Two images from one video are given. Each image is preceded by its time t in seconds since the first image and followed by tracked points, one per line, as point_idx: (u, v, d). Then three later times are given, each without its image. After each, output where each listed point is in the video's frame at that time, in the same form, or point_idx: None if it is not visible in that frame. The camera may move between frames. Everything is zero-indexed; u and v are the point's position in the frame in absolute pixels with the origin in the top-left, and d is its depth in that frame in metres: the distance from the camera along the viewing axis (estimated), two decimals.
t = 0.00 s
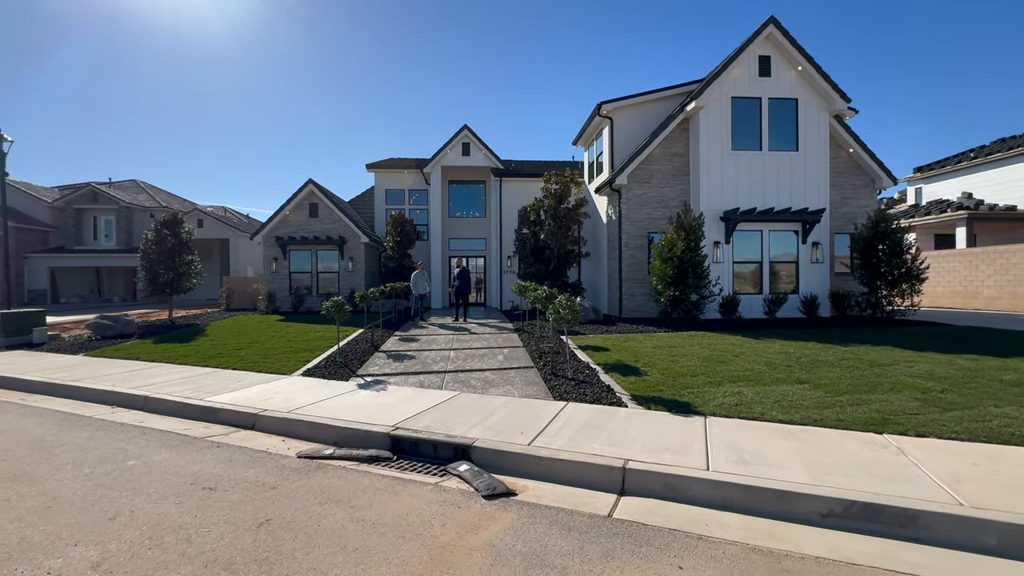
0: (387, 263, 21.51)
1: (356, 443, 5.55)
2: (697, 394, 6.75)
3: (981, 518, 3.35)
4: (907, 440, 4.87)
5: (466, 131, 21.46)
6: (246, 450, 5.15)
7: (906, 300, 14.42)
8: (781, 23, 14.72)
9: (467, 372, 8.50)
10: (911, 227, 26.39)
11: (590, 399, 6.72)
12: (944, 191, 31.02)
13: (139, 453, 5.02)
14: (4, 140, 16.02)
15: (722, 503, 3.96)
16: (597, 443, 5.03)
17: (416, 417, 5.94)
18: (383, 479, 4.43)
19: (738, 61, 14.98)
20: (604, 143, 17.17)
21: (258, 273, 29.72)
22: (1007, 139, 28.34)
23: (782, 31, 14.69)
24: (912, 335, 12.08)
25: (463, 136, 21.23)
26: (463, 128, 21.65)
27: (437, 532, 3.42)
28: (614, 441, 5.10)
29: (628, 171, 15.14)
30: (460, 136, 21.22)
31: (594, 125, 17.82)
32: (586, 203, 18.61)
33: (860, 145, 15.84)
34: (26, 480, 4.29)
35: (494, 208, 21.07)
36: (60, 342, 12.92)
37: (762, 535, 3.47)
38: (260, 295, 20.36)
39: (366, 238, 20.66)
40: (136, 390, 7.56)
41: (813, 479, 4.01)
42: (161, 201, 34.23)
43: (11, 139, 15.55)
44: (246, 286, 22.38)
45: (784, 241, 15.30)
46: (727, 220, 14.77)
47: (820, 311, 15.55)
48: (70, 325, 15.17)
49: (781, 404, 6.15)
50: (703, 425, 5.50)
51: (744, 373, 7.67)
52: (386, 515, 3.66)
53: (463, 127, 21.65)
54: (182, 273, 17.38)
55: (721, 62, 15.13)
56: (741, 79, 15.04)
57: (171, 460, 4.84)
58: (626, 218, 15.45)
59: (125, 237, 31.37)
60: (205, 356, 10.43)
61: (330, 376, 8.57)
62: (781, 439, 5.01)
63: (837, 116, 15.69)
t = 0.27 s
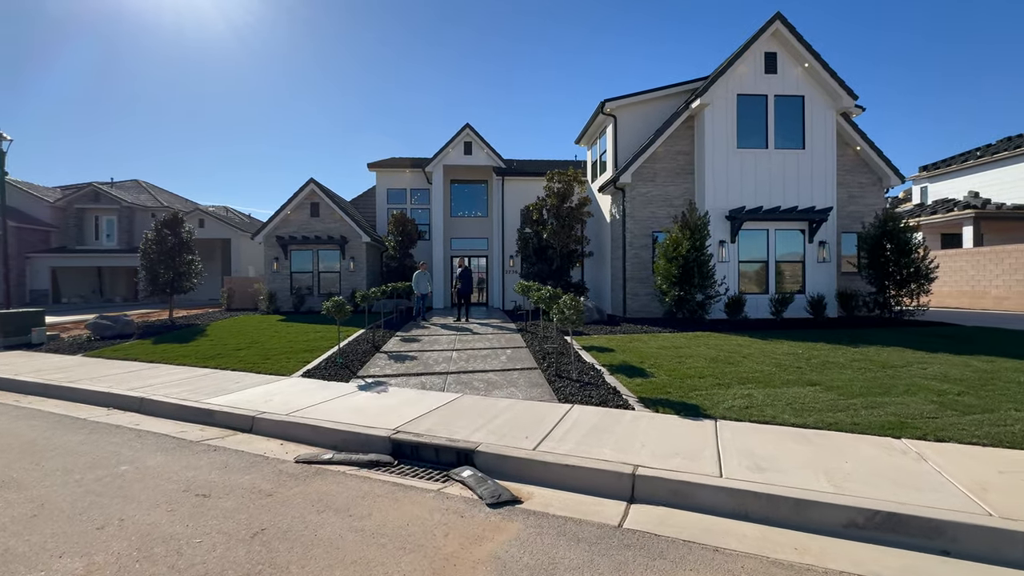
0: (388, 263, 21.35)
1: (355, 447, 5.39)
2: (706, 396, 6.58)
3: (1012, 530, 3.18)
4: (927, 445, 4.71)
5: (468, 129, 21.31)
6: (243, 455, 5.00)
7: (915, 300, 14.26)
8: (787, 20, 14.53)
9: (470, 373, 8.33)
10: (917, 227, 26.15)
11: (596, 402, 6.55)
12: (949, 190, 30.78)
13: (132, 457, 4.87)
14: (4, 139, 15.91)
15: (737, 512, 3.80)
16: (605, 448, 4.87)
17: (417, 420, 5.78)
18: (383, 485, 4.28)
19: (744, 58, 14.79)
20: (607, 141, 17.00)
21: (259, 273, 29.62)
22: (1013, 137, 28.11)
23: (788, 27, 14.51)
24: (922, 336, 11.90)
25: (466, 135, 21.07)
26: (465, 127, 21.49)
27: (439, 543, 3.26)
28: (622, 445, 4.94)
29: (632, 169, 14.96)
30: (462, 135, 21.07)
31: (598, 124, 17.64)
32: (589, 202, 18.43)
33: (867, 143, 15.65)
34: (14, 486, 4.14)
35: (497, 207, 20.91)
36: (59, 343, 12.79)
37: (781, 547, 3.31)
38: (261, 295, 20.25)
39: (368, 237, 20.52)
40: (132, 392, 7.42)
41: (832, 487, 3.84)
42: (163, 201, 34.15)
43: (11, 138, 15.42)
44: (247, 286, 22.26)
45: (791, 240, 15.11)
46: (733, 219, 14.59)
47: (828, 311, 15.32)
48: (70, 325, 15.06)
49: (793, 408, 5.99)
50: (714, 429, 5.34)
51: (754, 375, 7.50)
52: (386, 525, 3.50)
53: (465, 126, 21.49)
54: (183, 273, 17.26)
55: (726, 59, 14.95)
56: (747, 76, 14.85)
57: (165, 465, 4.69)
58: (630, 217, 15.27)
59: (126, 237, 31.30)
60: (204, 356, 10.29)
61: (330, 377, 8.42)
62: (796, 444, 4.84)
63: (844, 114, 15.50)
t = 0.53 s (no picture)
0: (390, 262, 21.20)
1: (355, 452, 5.24)
2: (715, 399, 6.41)
3: None
4: (947, 451, 4.54)
5: (470, 128, 21.16)
6: (239, 460, 4.84)
7: (923, 300, 14.07)
8: (793, 16, 14.35)
9: (472, 375, 8.16)
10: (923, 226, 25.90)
11: (601, 404, 6.39)
12: (954, 189, 30.53)
13: (124, 462, 4.72)
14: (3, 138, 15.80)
15: (753, 522, 3.63)
16: (613, 453, 4.70)
17: (419, 423, 5.62)
18: (383, 492, 4.12)
19: (749, 55, 14.61)
20: (610, 140, 16.82)
21: (261, 273, 29.51)
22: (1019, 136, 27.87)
23: (794, 23, 14.31)
24: (931, 336, 11.72)
25: (467, 134, 20.91)
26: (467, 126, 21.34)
27: (441, 556, 3.10)
28: (630, 451, 4.78)
29: (636, 168, 14.78)
30: (463, 134, 20.91)
31: (601, 122, 17.48)
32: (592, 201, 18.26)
33: (874, 141, 15.45)
34: None
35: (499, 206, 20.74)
36: (57, 343, 12.66)
37: (801, 560, 3.14)
38: (261, 295, 20.12)
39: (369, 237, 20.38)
40: (128, 394, 7.27)
41: (852, 496, 3.68)
42: (164, 201, 34.04)
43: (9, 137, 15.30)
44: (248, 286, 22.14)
45: (797, 240, 14.92)
46: (738, 218, 14.41)
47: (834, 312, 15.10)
48: (69, 326, 14.95)
49: (805, 411, 5.81)
50: (724, 433, 5.17)
51: (763, 377, 7.32)
52: (386, 535, 3.35)
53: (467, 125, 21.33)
54: (183, 273, 17.13)
55: (732, 56, 14.77)
56: (752, 73, 14.67)
57: (158, 470, 4.54)
58: (634, 216, 15.09)
59: (128, 237, 31.22)
60: (203, 357, 10.14)
61: (330, 379, 8.26)
62: (810, 449, 4.68)
63: (851, 111, 15.30)
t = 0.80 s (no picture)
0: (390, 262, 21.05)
1: (354, 456, 5.08)
2: (724, 402, 6.24)
3: None
4: (969, 457, 4.38)
5: (471, 127, 21.01)
6: (234, 466, 4.68)
7: (930, 300, 13.90)
8: (798, 12, 14.17)
9: (474, 377, 7.99)
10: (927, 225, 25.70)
11: (607, 408, 6.22)
12: (958, 188, 30.33)
13: (115, 468, 4.56)
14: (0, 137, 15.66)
15: (770, 533, 3.48)
16: (620, 459, 4.54)
17: (420, 427, 5.47)
18: (383, 500, 3.96)
19: (754, 52, 14.44)
20: (613, 138, 16.66)
21: (261, 273, 29.36)
22: None
23: (799, 19, 14.13)
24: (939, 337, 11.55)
25: (468, 133, 20.76)
26: (468, 124, 21.17)
27: (443, 571, 2.93)
28: (638, 456, 4.62)
29: (639, 166, 14.62)
30: (465, 133, 20.77)
31: (603, 120, 17.32)
32: (595, 200, 18.10)
33: (880, 139, 15.29)
34: None
35: (500, 205, 20.58)
36: (54, 343, 12.52)
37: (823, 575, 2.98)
38: (261, 295, 19.98)
39: (369, 236, 20.23)
40: (123, 396, 7.11)
41: (873, 506, 3.53)
42: (165, 200, 33.91)
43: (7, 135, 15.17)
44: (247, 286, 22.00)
45: (802, 239, 14.74)
46: (742, 217, 14.24)
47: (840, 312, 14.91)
48: (67, 326, 14.81)
49: (818, 414, 5.65)
50: (736, 438, 5.01)
51: (772, 379, 7.15)
52: (386, 548, 3.18)
53: (468, 124, 21.17)
54: (182, 273, 16.98)
55: (736, 53, 14.60)
56: (757, 70, 14.51)
57: (149, 476, 4.38)
58: (637, 215, 14.92)
59: (128, 237, 31.09)
60: (200, 358, 9.99)
61: (329, 381, 8.10)
62: (826, 455, 4.52)
63: (856, 109, 15.13)
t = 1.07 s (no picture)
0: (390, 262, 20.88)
1: (353, 462, 4.91)
2: (734, 404, 6.08)
3: None
4: (992, 464, 4.22)
5: (471, 126, 20.85)
6: (229, 472, 4.52)
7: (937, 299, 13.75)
8: (803, 9, 14.01)
9: (476, 378, 7.82)
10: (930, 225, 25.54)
11: (613, 411, 6.05)
12: (961, 188, 30.19)
13: (105, 474, 4.39)
14: None
15: (790, 544, 3.32)
16: (630, 465, 4.38)
17: (422, 431, 5.30)
18: (384, 508, 3.79)
19: (758, 50, 14.29)
20: (615, 137, 16.51)
21: (260, 272, 29.17)
22: None
23: (804, 16, 13.96)
24: (946, 337, 11.39)
25: (469, 132, 20.60)
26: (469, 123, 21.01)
27: None
28: (649, 461, 4.45)
29: (642, 165, 14.47)
30: (465, 132, 20.61)
31: (605, 119, 17.16)
32: (597, 199, 17.93)
33: (885, 138, 15.14)
34: None
35: (501, 205, 20.42)
36: (49, 344, 12.35)
37: None
38: (260, 295, 19.81)
39: (369, 236, 20.06)
40: (116, 398, 6.93)
41: (897, 515, 3.37)
42: (163, 200, 33.72)
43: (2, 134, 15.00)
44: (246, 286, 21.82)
45: (807, 238, 14.59)
46: (747, 216, 14.08)
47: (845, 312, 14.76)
48: (63, 326, 14.62)
49: (831, 418, 5.49)
50: (748, 442, 4.85)
51: (781, 381, 6.99)
52: (387, 561, 3.02)
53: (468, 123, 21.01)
54: (179, 272, 16.81)
55: (740, 50, 14.44)
56: (760, 68, 14.35)
57: (140, 483, 4.21)
58: (640, 214, 14.76)
59: (126, 236, 30.90)
60: (197, 359, 9.82)
61: (328, 382, 7.93)
62: (843, 461, 4.36)
63: (861, 107, 14.98)
